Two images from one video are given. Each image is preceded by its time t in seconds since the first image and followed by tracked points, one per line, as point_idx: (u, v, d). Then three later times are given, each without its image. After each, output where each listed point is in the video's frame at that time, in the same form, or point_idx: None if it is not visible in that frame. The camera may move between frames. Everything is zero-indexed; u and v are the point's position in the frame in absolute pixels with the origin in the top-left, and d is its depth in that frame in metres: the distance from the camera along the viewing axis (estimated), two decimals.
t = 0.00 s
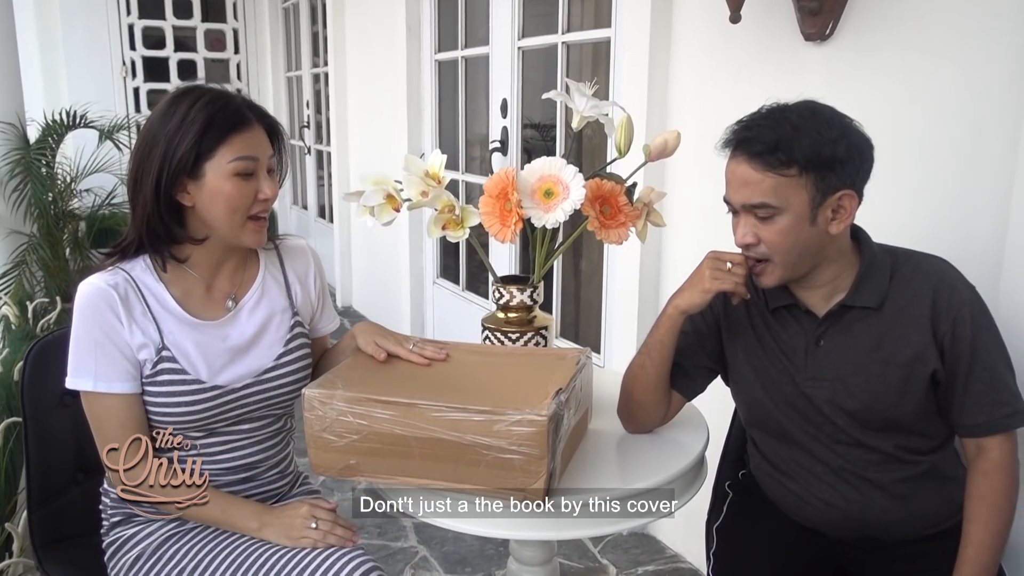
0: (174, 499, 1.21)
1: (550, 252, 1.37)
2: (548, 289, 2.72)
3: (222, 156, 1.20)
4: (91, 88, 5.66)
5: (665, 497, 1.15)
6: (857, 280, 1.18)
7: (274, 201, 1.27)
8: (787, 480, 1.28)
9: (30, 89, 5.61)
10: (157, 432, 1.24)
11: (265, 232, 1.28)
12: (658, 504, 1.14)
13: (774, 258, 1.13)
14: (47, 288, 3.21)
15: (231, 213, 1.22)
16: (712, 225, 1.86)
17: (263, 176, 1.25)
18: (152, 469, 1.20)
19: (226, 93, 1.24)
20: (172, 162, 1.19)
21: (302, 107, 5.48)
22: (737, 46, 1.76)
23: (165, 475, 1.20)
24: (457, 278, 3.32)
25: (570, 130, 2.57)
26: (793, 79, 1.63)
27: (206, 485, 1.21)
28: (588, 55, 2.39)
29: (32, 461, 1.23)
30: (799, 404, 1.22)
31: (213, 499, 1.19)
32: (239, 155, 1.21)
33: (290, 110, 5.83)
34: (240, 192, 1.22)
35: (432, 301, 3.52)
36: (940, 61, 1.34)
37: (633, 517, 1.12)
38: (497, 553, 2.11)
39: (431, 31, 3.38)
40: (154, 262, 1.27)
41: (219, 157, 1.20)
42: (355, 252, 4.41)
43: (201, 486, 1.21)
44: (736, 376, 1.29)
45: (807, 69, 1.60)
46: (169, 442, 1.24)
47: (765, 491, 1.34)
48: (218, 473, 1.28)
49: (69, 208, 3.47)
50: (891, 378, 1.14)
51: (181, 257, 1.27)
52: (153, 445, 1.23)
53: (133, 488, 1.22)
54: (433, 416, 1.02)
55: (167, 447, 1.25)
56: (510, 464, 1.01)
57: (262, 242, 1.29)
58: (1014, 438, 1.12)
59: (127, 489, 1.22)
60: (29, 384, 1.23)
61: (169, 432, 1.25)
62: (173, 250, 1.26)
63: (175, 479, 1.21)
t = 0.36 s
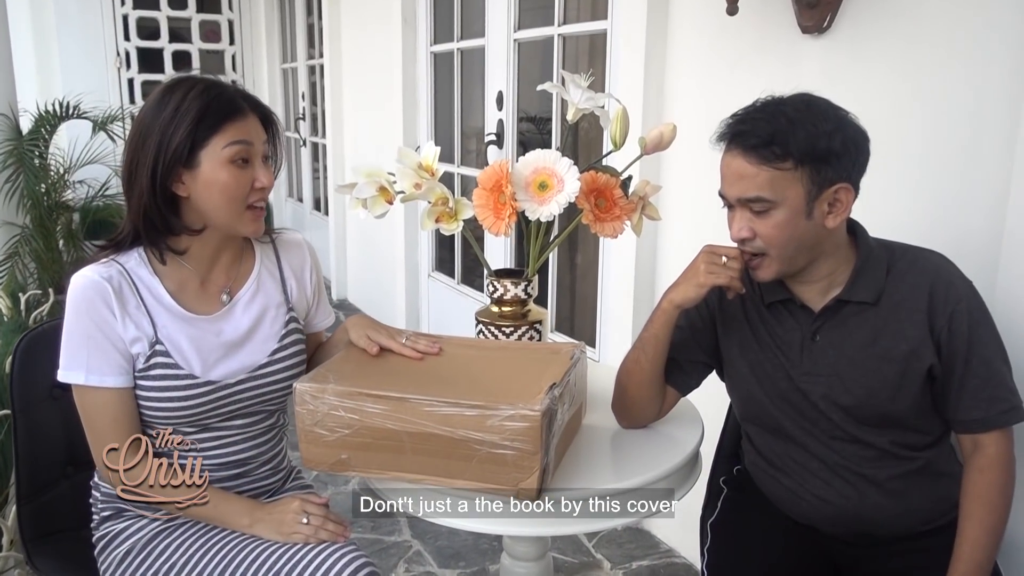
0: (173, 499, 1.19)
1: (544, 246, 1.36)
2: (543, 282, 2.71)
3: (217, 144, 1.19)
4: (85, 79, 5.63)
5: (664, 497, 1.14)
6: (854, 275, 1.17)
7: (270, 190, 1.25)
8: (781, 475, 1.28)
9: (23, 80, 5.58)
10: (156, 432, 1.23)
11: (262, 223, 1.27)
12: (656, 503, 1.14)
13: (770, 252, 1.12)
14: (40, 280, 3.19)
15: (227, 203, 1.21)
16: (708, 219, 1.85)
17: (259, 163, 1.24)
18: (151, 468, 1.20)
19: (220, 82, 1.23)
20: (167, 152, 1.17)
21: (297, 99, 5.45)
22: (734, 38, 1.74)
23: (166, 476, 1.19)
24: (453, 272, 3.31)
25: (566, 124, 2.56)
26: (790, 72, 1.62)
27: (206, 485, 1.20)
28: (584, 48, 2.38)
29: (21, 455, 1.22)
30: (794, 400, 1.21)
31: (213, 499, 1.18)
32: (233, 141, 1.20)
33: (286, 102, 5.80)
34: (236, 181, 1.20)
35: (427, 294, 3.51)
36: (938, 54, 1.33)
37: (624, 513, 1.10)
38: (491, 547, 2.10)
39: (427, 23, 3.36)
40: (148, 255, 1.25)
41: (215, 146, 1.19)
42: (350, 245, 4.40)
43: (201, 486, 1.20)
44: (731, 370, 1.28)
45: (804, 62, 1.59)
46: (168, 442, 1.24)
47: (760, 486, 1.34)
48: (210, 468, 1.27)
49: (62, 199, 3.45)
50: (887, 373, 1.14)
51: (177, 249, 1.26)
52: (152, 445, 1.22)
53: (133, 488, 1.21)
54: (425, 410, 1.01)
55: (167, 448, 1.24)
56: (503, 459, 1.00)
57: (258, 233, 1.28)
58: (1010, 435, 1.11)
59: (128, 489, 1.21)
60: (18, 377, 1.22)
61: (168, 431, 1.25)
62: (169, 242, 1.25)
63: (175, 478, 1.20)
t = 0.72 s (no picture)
0: (173, 499, 1.19)
1: (540, 241, 1.35)
2: (540, 279, 2.70)
3: (214, 143, 1.18)
4: (80, 77, 5.61)
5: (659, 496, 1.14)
6: (851, 269, 1.16)
7: (265, 190, 1.25)
8: (778, 471, 1.27)
9: (19, 77, 5.57)
10: (155, 432, 1.23)
11: (255, 220, 1.26)
12: (651, 503, 1.13)
13: (774, 248, 1.12)
14: (35, 278, 3.18)
15: (222, 201, 1.20)
16: (706, 215, 1.85)
17: (255, 164, 1.23)
18: (150, 468, 1.19)
19: (220, 80, 1.22)
20: (163, 149, 1.16)
21: (294, 96, 5.44)
22: (732, 33, 1.73)
23: (166, 476, 1.19)
24: (450, 268, 3.30)
25: (562, 120, 2.55)
26: (788, 66, 1.61)
27: (206, 486, 1.19)
28: (581, 43, 2.37)
29: (14, 451, 1.22)
30: (791, 394, 1.21)
31: (213, 499, 1.18)
32: (231, 142, 1.19)
33: (282, 99, 5.78)
34: (232, 180, 1.20)
35: (424, 291, 3.51)
36: (937, 48, 1.32)
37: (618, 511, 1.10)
38: (489, 544, 2.10)
39: (423, 18, 3.35)
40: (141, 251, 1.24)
41: (212, 145, 1.18)
42: (346, 242, 4.39)
43: (201, 486, 1.19)
44: (728, 365, 1.27)
45: (801, 57, 1.58)
46: (167, 441, 1.23)
47: (758, 482, 1.33)
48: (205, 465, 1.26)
49: (58, 196, 3.40)
50: (885, 367, 1.13)
51: (170, 245, 1.25)
52: (151, 445, 1.21)
53: (134, 488, 1.20)
54: (421, 406, 1.00)
55: (167, 447, 1.23)
56: (499, 455, 0.99)
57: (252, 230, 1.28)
58: (1008, 429, 1.11)
59: (128, 489, 1.20)
60: (10, 374, 1.21)
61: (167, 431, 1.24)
62: (163, 239, 1.24)
63: (175, 478, 1.19)
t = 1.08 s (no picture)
0: (173, 499, 1.19)
1: (544, 240, 1.35)
2: (542, 278, 2.70)
3: (218, 144, 1.18)
4: (81, 76, 5.62)
5: (662, 495, 1.14)
6: (857, 269, 1.16)
7: (270, 191, 1.25)
8: (782, 470, 1.27)
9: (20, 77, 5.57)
10: (156, 432, 1.23)
11: (259, 222, 1.26)
12: (654, 503, 1.13)
13: (791, 263, 1.12)
14: (37, 278, 3.19)
15: (225, 202, 1.20)
16: (709, 214, 1.85)
17: (260, 165, 1.23)
18: (151, 469, 1.19)
19: (225, 80, 1.22)
20: (168, 149, 1.16)
21: (295, 95, 5.44)
22: (735, 32, 1.73)
23: (166, 476, 1.19)
24: (452, 268, 3.30)
25: (564, 119, 2.55)
26: (790, 65, 1.61)
27: (206, 486, 1.19)
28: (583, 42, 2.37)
29: (19, 452, 1.22)
30: (796, 393, 1.21)
31: (213, 499, 1.18)
32: (235, 143, 1.19)
33: (283, 98, 5.78)
34: (236, 181, 1.19)
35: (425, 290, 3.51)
36: (941, 46, 1.32)
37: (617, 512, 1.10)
38: (492, 544, 2.10)
39: (424, 17, 3.35)
40: (145, 250, 1.25)
41: (216, 146, 1.18)
42: (348, 241, 4.39)
43: (201, 487, 1.19)
44: (733, 364, 1.27)
45: (804, 55, 1.58)
46: (168, 442, 1.23)
47: (762, 481, 1.33)
48: (208, 464, 1.26)
49: (60, 196, 3.43)
50: (890, 366, 1.13)
51: (175, 245, 1.25)
52: (152, 445, 1.21)
53: (134, 488, 1.20)
54: (425, 406, 1.00)
55: (167, 447, 1.24)
56: (503, 455, 0.99)
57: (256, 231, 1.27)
58: (1013, 429, 1.11)
59: (128, 489, 1.20)
60: (14, 375, 1.21)
61: (168, 432, 1.24)
62: (167, 239, 1.24)
63: (175, 478, 1.19)
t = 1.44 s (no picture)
0: (173, 499, 1.19)
1: (544, 240, 1.35)
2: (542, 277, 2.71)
3: (215, 141, 1.17)
4: (80, 77, 5.62)
5: (665, 494, 1.14)
6: (856, 273, 1.16)
7: (270, 189, 1.24)
8: (782, 469, 1.28)
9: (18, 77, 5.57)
10: (156, 432, 1.23)
11: (259, 222, 1.25)
12: (656, 502, 1.13)
13: (801, 285, 1.11)
14: (37, 279, 3.19)
15: (224, 200, 1.19)
16: (710, 213, 1.85)
17: (259, 164, 1.22)
18: (151, 469, 1.19)
19: (224, 79, 1.22)
20: (166, 147, 1.16)
21: (294, 96, 5.44)
22: (734, 31, 1.73)
23: (167, 476, 1.18)
24: (451, 267, 3.30)
25: (564, 119, 2.55)
26: (790, 64, 1.61)
27: (206, 485, 1.20)
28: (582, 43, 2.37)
29: (20, 455, 1.21)
30: (796, 393, 1.21)
31: (213, 499, 1.18)
32: (232, 140, 1.18)
33: (282, 98, 5.79)
34: (234, 179, 1.19)
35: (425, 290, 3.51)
36: (940, 46, 1.32)
37: (616, 512, 1.10)
38: (493, 543, 2.10)
39: (423, 17, 3.35)
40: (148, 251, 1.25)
41: (213, 143, 1.17)
42: (348, 241, 4.39)
43: (201, 486, 1.19)
44: (732, 364, 1.27)
45: (804, 55, 1.58)
46: (168, 442, 1.23)
47: (762, 481, 1.33)
48: (210, 464, 1.26)
49: (60, 197, 3.43)
50: (891, 367, 1.13)
51: (176, 244, 1.25)
52: (152, 444, 1.21)
53: (134, 487, 1.20)
54: (427, 406, 1.01)
55: (166, 447, 1.24)
56: (505, 455, 0.99)
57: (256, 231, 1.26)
58: (1014, 428, 1.11)
59: (128, 489, 1.20)
60: (16, 377, 1.21)
61: (168, 432, 1.24)
62: (169, 238, 1.24)
63: (175, 478, 1.19)
